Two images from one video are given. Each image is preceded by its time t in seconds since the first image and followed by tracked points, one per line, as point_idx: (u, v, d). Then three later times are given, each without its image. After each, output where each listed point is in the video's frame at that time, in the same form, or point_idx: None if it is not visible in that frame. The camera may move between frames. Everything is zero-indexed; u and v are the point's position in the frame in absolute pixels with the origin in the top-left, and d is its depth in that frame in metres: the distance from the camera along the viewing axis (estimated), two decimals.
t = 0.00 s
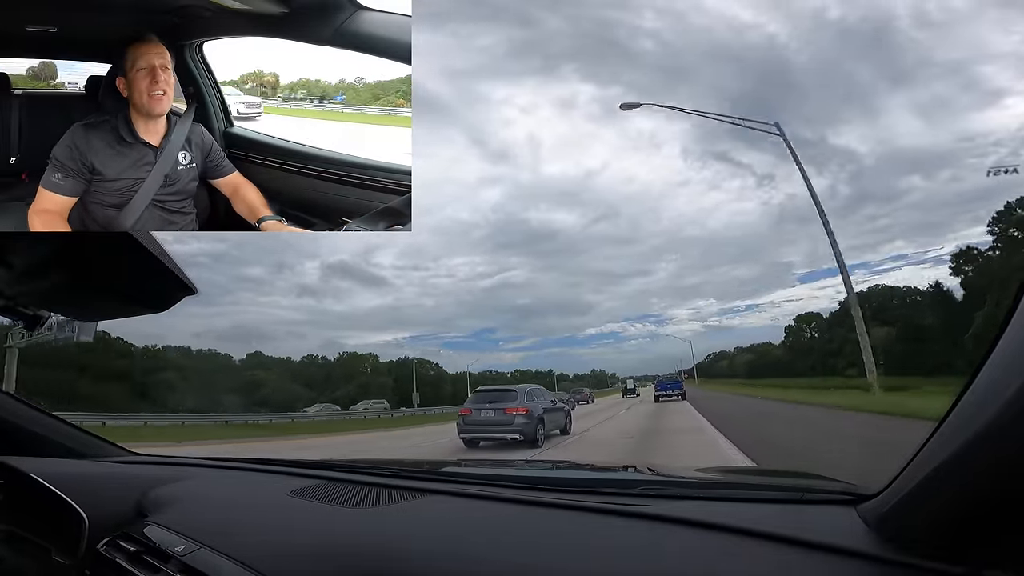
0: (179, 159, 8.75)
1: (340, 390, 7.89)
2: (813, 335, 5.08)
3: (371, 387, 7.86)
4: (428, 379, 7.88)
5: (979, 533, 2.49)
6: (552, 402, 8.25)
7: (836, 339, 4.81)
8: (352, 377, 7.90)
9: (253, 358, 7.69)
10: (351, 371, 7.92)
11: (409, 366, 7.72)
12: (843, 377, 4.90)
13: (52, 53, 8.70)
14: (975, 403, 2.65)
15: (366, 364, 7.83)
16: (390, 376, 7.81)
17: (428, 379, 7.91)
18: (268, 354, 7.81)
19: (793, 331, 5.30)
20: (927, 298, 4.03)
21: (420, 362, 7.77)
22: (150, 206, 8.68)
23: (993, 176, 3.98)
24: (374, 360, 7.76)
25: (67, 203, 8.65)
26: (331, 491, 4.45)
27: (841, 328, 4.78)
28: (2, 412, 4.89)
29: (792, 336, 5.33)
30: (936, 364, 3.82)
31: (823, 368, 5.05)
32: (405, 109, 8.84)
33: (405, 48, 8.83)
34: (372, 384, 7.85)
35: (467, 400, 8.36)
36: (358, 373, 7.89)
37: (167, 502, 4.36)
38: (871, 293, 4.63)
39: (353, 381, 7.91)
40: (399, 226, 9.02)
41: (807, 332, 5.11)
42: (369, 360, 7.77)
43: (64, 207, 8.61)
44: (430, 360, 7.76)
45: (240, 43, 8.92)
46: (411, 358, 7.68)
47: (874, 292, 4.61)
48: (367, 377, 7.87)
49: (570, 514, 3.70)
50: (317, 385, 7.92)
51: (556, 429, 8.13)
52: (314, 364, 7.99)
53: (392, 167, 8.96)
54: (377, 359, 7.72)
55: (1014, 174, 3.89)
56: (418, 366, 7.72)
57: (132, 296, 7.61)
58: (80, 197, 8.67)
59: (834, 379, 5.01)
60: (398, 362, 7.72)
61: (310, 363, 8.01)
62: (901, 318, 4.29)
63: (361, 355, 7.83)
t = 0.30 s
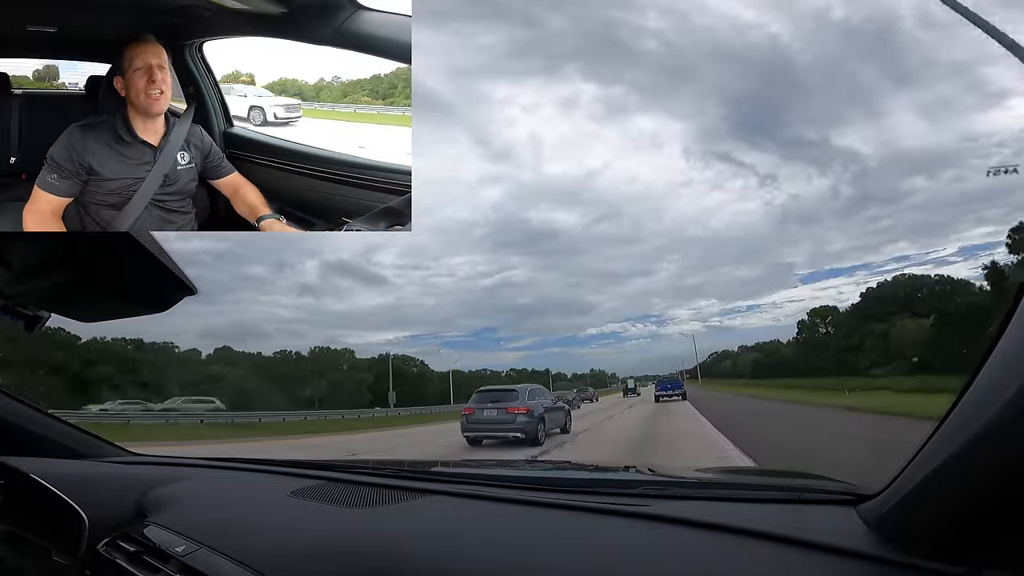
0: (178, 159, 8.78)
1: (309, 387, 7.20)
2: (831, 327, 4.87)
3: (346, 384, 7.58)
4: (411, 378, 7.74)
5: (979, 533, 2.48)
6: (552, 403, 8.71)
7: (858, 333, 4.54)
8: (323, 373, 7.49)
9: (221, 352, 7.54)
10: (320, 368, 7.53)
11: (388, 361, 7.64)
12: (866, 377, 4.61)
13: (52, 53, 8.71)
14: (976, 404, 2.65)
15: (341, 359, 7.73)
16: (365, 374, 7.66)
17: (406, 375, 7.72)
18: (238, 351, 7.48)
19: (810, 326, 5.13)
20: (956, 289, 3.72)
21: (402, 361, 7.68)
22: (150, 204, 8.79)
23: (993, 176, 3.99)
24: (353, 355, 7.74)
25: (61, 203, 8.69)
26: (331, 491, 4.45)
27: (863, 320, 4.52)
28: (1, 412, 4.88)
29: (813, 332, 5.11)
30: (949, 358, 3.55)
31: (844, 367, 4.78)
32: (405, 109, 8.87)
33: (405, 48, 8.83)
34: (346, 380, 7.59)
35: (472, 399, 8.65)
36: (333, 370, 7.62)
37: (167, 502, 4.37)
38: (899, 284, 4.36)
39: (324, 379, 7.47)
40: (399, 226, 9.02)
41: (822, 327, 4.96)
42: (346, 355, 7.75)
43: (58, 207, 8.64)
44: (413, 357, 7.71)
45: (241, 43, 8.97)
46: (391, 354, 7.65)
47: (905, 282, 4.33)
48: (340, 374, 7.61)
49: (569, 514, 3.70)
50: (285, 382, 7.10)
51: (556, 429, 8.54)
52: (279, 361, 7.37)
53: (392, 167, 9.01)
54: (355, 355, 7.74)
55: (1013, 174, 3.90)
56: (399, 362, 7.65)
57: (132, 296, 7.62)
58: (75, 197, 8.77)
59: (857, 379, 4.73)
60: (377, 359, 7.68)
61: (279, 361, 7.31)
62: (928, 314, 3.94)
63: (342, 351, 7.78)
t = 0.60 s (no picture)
0: (178, 159, 8.82)
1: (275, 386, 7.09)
2: (852, 322, 4.59)
3: (318, 379, 7.47)
4: (391, 375, 7.68)
5: (979, 533, 2.48)
6: (553, 402, 8.75)
7: (887, 328, 4.24)
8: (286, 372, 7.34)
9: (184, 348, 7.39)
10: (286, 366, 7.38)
11: (361, 358, 7.59)
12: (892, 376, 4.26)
13: (52, 53, 8.70)
14: (974, 404, 2.65)
15: (310, 354, 7.70)
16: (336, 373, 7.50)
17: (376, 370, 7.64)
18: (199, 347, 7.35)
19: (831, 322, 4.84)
20: (991, 275, 3.39)
21: (384, 356, 7.65)
22: (150, 205, 8.81)
23: (994, 176, 4.00)
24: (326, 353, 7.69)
25: (63, 204, 8.72)
26: (331, 491, 4.45)
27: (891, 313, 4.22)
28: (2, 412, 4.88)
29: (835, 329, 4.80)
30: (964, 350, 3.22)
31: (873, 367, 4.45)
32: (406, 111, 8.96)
33: (405, 48, 8.84)
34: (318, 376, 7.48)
35: (476, 399, 8.70)
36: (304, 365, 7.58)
37: (167, 502, 4.36)
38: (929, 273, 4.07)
39: (289, 377, 7.34)
40: (399, 225, 9.06)
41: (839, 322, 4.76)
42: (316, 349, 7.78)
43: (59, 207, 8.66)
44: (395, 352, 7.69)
45: (241, 43, 8.97)
46: (368, 352, 7.63)
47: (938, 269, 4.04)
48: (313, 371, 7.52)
49: (569, 514, 3.70)
50: (248, 381, 7.01)
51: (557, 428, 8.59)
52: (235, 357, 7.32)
53: (392, 167, 9.12)
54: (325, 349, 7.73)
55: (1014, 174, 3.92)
56: (377, 359, 7.63)
57: (132, 296, 7.67)
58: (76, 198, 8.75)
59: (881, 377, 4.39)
60: (350, 356, 7.60)
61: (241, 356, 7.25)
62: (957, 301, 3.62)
63: (313, 347, 7.77)
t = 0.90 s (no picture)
0: (178, 159, 8.82)
1: (231, 381, 7.02)
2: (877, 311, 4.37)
3: (285, 379, 7.29)
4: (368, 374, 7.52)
5: (979, 533, 2.48)
6: (554, 401, 8.79)
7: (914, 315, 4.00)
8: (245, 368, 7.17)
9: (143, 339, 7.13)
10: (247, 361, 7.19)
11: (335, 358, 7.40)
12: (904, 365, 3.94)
13: (52, 53, 8.71)
14: (974, 405, 2.65)
15: (277, 352, 7.37)
16: (309, 368, 7.39)
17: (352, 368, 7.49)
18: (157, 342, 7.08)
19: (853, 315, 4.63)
20: None
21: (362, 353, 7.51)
22: (150, 205, 8.81)
23: (994, 176, 3.99)
24: (295, 348, 7.44)
25: (64, 204, 8.71)
26: (331, 491, 4.45)
27: (926, 300, 3.92)
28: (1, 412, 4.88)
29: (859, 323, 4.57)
30: (982, 339, 3.04)
31: (899, 360, 4.15)
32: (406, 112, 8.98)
33: (405, 48, 8.83)
34: (290, 374, 7.29)
35: (482, 397, 8.54)
36: (270, 363, 7.32)
37: (167, 501, 4.36)
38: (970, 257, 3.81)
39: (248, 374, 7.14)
40: (399, 225, 9.06)
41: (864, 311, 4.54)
42: (284, 344, 7.44)
43: (59, 208, 8.66)
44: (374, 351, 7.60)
45: (241, 43, 8.98)
46: (345, 350, 7.47)
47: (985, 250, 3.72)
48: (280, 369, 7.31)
49: (569, 514, 3.69)
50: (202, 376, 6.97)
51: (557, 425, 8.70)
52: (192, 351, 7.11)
53: (392, 167, 9.13)
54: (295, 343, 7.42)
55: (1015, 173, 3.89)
56: (355, 356, 7.48)
57: (132, 296, 7.66)
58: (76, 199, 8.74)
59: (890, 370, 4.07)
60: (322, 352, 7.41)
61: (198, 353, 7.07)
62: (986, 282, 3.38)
63: (277, 342, 7.42)
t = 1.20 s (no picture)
0: (178, 159, 8.84)
1: (180, 378, 7.39)
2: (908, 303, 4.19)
3: (236, 374, 7.55)
4: (341, 370, 7.72)
5: (978, 533, 2.48)
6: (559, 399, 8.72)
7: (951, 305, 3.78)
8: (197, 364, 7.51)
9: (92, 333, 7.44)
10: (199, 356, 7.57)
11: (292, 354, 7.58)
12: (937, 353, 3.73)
13: (52, 53, 8.72)
14: (974, 404, 2.65)
15: (233, 348, 7.67)
16: (273, 365, 7.56)
17: (319, 364, 7.69)
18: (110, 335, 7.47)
19: (881, 308, 4.46)
20: None
21: (334, 352, 7.73)
22: (150, 205, 8.81)
23: (994, 176, 3.98)
24: (252, 344, 7.70)
25: (64, 203, 8.70)
26: (330, 491, 4.45)
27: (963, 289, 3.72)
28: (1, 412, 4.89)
29: (886, 317, 4.40)
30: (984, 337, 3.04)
31: (927, 360, 3.89)
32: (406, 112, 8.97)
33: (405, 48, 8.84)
34: (244, 371, 7.55)
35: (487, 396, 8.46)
36: (224, 359, 7.63)
37: (166, 501, 4.36)
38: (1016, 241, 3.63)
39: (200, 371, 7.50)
40: (399, 226, 9.08)
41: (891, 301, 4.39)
42: (241, 340, 7.73)
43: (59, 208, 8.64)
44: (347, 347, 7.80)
45: (241, 43, 8.98)
46: (317, 344, 7.67)
47: None
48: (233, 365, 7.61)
49: (568, 514, 3.69)
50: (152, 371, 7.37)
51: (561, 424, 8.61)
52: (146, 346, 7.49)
53: (392, 167, 9.05)
54: (254, 340, 7.68)
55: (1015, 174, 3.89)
56: (326, 352, 7.69)
57: (132, 296, 7.65)
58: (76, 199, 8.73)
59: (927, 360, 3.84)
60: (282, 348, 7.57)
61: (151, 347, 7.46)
62: None
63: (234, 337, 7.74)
